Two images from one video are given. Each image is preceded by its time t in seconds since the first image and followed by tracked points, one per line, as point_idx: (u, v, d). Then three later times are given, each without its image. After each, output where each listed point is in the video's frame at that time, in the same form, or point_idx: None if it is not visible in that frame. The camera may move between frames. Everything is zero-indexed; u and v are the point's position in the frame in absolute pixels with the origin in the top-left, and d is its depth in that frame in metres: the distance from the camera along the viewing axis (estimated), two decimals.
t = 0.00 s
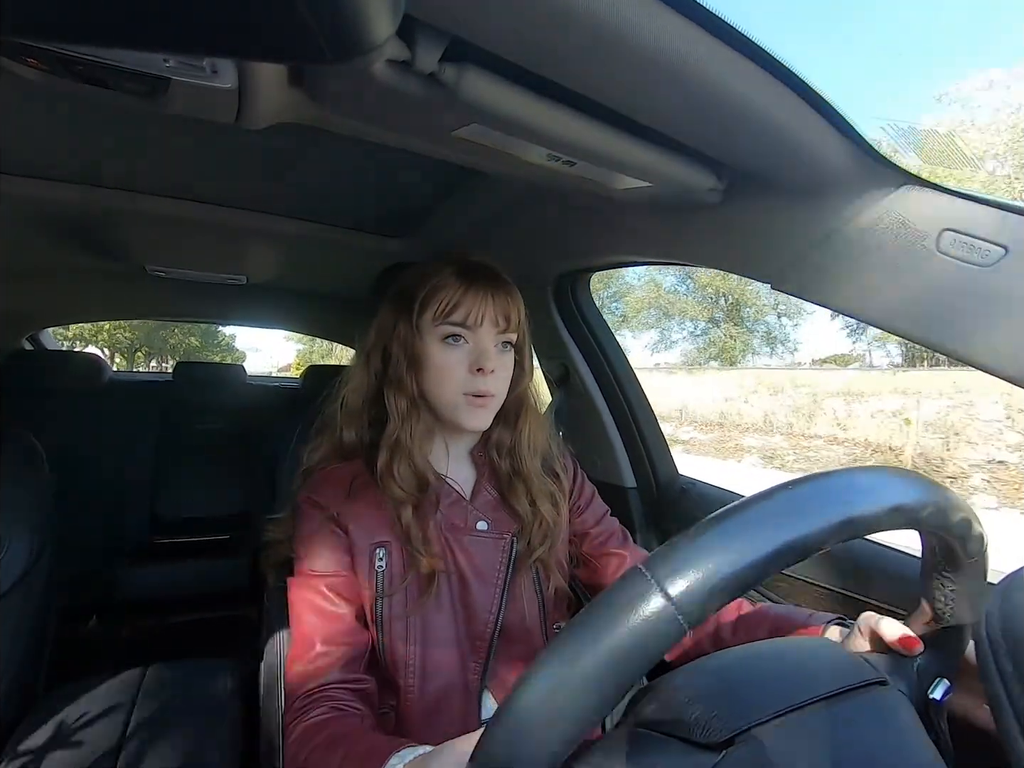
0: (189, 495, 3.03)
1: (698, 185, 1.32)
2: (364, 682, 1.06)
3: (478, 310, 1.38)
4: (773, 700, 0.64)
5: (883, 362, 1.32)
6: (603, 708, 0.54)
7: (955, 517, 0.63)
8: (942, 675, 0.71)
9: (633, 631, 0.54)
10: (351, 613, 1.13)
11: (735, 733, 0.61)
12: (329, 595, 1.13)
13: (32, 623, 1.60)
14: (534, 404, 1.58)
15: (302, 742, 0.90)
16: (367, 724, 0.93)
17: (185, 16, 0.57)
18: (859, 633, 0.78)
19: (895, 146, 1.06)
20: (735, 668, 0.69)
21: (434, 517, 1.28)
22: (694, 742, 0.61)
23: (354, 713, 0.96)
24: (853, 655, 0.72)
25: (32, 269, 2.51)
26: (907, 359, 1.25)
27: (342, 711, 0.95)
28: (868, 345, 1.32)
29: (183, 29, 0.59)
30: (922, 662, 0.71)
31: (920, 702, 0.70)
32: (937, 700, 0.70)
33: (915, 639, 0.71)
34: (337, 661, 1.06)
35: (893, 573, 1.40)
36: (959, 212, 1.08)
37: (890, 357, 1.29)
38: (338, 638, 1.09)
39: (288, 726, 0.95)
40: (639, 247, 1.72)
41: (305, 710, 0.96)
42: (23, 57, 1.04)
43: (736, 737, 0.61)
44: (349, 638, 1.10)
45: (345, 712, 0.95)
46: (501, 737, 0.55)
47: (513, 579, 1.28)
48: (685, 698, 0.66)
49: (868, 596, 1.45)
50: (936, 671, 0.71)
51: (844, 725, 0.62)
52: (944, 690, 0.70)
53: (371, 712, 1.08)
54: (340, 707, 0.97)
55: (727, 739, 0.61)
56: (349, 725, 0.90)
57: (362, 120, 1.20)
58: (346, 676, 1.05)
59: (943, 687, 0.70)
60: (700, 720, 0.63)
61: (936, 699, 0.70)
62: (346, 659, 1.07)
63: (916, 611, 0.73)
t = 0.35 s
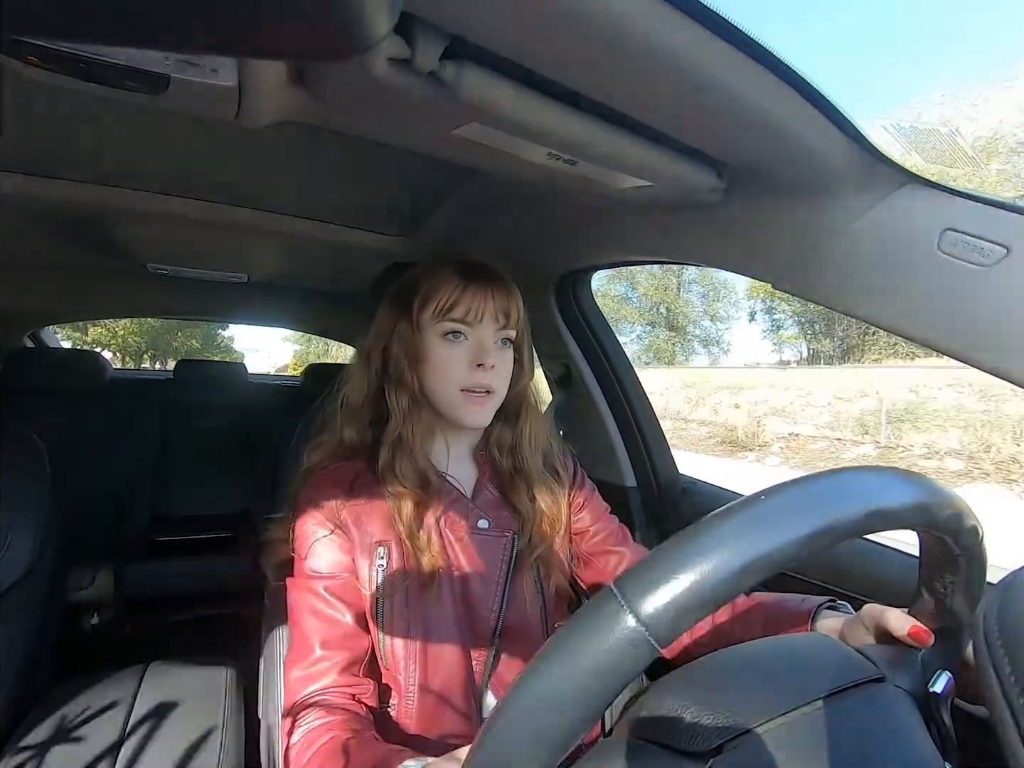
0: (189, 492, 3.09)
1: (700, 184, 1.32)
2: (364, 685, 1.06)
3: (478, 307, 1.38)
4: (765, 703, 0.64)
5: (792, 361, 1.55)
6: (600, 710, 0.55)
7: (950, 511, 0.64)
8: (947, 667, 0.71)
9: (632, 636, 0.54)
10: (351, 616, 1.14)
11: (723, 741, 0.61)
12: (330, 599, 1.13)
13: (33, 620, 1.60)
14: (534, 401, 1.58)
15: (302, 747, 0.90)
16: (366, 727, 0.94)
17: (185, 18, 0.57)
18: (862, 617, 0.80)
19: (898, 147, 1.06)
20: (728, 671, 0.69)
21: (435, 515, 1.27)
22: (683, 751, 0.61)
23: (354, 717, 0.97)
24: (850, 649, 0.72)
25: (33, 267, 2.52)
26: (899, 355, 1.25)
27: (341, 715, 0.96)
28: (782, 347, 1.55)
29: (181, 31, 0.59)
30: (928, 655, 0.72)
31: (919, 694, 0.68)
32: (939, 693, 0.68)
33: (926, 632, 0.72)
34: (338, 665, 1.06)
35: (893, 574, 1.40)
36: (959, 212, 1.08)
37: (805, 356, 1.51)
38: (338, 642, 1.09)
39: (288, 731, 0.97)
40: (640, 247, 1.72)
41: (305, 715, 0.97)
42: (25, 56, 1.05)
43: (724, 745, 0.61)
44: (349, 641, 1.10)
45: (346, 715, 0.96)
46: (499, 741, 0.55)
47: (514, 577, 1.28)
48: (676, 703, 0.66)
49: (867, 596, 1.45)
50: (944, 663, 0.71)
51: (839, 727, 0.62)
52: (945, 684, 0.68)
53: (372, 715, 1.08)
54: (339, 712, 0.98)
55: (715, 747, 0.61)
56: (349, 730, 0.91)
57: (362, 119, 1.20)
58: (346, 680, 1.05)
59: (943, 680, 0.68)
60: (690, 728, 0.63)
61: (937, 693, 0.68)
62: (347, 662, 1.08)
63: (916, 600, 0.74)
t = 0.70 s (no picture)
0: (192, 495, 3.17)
1: (701, 185, 1.32)
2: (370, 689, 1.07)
3: (482, 309, 1.38)
4: (769, 704, 0.64)
5: (725, 362, 1.78)
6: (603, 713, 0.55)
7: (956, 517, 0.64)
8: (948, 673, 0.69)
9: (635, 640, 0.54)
10: (356, 619, 1.13)
11: (728, 741, 0.61)
12: (334, 602, 1.13)
13: (34, 621, 1.60)
14: (538, 404, 1.58)
15: (307, 751, 0.90)
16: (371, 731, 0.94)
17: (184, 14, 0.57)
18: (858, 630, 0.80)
19: (900, 148, 1.06)
20: (731, 671, 0.68)
21: (440, 518, 1.27)
22: (686, 751, 0.61)
23: (359, 721, 0.97)
24: (851, 652, 0.71)
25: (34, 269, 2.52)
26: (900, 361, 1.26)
27: (346, 719, 0.96)
28: (715, 350, 1.79)
29: (179, 29, 0.59)
30: (928, 661, 0.70)
31: (920, 700, 0.68)
32: (941, 697, 0.67)
33: (932, 634, 0.70)
34: (342, 669, 1.06)
35: (896, 576, 1.40)
36: (962, 214, 1.08)
37: (737, 357, 1.73)
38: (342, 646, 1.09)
39: (293, 735, 0.96)
40: (641, 248, 1.72)
41: (310, 718, 0.97)
42: (26, 58, 1.05)
43: (728, 746, 0.61)
44: (354, 645, 1.10)
45: (351, 719, 0.96)
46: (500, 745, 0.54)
47: (518, 581, 1.28)
48: (680, 703, 0.66)
49: (869, 599, 1.45)
50: (944, 667, 0.70)
51: (835, 730, 0.62)
52: (948, 686, 0.67)
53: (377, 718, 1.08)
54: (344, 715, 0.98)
55: (719, 748, 0.61)
56: (353, 735, 0.91)
57: (363, 120, 1.20)
58: (351, 684, 1.05)
59: (946, 683, 0.67)
60: (694, 728, 0.63)
61: (940, 697, 0.67)
62: (351, 667, 1.08)
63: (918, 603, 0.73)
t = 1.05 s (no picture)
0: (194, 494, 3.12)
1: (699, 183, 1.32)
2: (372, 686, 1.07)
3: (482, 304, 1.38)
4: (777, 696, 0.64)
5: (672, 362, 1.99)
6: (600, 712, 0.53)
7: (960, 522, 0.64)
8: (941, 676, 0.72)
9: (635, 636, 0.52)
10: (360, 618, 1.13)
11: (740, 727, 0.61)
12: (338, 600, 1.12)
13: (33, 622, 1.60)
14: (542, 400, 1.59)
15: (310, 746, 0.90)
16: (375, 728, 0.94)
17: (184, 14, 0.57)
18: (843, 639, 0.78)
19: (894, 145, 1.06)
20: (739, 662, 0.68)
21: (445, 516, 1.28)
22: (698, 735, 0.61)
23: (362, 719, 0.96)
24: (857, 654, 0.72)
25: (30, 270, 2.51)
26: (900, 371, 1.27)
27: (349, 717, 0.96)
28: (664, 351, 1.99)
29: (179, 30, 0.58)
30: (923, 665, 0.72)
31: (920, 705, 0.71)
32: (937, 701, 0.70)
33: (912, 642, 0.72)
34: (346, 667, 1.06)
35: (896, 573, 1.40)
36: (960, 208, 1.06)
37: (685, 357, 1.91)
38: (345, 644, 1.08)
39: (294, 731, 0.96)
40: (640, 246, 1.72)
41: (314, 714, 0.97)
42: (22, 58, 1.05)
43: (741, 732, 0.61)
44: (357, 643, 1.10)
45: (354, 717, 0.96)
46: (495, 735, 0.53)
47: (522, 580, 1.28)
48: (690, 688, 0.66)
49: (868, 596, 1.45)
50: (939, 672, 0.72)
51: (838, 733, 0.62)
52: (944, 692, 0.71)
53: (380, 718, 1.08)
54: (347, 712, 0.97)
55: (732, 733, 0.61)
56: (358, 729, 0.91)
57: (362, 120, 1.20)
58: (355, 683, 1.05)
59: (943, 688, 0.71)
60: (708, 708, 0.62)
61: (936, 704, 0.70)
62: (355, 665, 1.07)
63: (914, 612, 0.75)
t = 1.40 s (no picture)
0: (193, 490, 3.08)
1: (698, 183, 1.32)
2: (375, 692, 1.06)
3: (479, 303, 1.38)
4: (777, 694, 0.64)
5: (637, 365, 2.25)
6: (604, 717, 0.53)
7: (958, 522, 0.64)
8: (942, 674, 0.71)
9: (638, 643, 0.52)
10: (362, 623, 1.13)
11: (739, 726, 0.62)
12: (340, 605, 1.12)
13: (31, 623, 1.59)
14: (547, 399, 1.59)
15: (314, 755, 0.90)
16: (379, 736, 0.94)
17: (182, 13, 0.56)
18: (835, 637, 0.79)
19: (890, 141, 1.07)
20: (738, 661, 0.69)
21: (447, 518, 1.28)
22: (698, 735, 0.61)
23: (366, 727, 0.96)
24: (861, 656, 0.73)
25: (27, 270, 2.51)
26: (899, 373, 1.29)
27: (352, 725, 0.96)
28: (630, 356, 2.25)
29: (176, 33, 0.59)
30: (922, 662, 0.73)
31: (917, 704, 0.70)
32: (938, 700, 0.67)
33: (911, 641, 0.75)
34: (349, 674, 1.06)
35: (895, 572, 1.40)
36: (961, 210, 1.07)
37: (646, 360, 2.15)
38: (348, 650, 1.08)
39: (297, 740, 0.97)
40: (638, 245, 1.72)
41: (318, 722, 0.97)
42: (20, 58, 1.04)
43: (741, 731, 0.61)
44: (360, 649, 1.10)
45: (358, 724, 0.96)
46: (497, 738, 0.54)
47: (524, 581, 1.28)
48: (689, 690, 0.66)
49: (866, 595, 1.45)
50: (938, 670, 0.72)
51: (841, 731, 0.61)
52: (945, 691, 0.67)
53: (384, 724, 1.08)
54: (351, 720, 0.97)
55: (732, 733, 0.61)
56: (361, 736, 0.91)
57: (360, 120, 1.20)
58: (358, 689, 1.05)
59: (943, 686, 0.67)
60: (708, 710, 0.63)
61: (935, 701, 0.67)
62: (358, 672, 1.07)
63: (913, 613, 0.76)
